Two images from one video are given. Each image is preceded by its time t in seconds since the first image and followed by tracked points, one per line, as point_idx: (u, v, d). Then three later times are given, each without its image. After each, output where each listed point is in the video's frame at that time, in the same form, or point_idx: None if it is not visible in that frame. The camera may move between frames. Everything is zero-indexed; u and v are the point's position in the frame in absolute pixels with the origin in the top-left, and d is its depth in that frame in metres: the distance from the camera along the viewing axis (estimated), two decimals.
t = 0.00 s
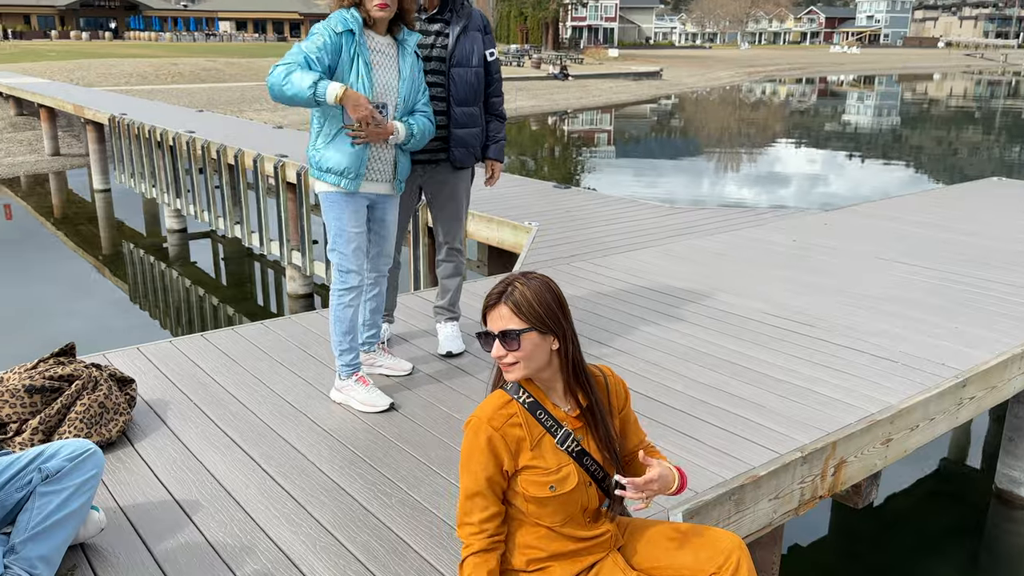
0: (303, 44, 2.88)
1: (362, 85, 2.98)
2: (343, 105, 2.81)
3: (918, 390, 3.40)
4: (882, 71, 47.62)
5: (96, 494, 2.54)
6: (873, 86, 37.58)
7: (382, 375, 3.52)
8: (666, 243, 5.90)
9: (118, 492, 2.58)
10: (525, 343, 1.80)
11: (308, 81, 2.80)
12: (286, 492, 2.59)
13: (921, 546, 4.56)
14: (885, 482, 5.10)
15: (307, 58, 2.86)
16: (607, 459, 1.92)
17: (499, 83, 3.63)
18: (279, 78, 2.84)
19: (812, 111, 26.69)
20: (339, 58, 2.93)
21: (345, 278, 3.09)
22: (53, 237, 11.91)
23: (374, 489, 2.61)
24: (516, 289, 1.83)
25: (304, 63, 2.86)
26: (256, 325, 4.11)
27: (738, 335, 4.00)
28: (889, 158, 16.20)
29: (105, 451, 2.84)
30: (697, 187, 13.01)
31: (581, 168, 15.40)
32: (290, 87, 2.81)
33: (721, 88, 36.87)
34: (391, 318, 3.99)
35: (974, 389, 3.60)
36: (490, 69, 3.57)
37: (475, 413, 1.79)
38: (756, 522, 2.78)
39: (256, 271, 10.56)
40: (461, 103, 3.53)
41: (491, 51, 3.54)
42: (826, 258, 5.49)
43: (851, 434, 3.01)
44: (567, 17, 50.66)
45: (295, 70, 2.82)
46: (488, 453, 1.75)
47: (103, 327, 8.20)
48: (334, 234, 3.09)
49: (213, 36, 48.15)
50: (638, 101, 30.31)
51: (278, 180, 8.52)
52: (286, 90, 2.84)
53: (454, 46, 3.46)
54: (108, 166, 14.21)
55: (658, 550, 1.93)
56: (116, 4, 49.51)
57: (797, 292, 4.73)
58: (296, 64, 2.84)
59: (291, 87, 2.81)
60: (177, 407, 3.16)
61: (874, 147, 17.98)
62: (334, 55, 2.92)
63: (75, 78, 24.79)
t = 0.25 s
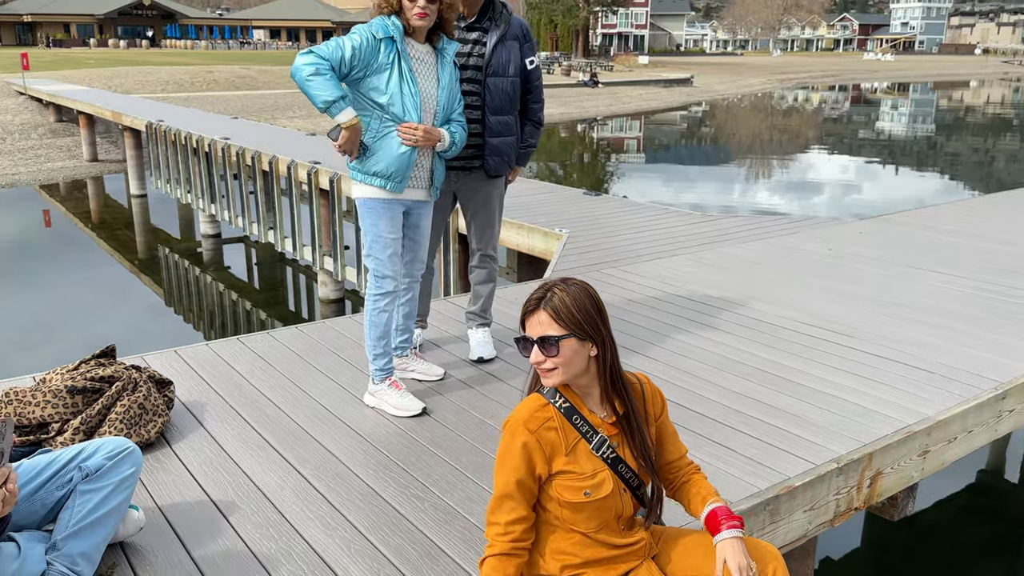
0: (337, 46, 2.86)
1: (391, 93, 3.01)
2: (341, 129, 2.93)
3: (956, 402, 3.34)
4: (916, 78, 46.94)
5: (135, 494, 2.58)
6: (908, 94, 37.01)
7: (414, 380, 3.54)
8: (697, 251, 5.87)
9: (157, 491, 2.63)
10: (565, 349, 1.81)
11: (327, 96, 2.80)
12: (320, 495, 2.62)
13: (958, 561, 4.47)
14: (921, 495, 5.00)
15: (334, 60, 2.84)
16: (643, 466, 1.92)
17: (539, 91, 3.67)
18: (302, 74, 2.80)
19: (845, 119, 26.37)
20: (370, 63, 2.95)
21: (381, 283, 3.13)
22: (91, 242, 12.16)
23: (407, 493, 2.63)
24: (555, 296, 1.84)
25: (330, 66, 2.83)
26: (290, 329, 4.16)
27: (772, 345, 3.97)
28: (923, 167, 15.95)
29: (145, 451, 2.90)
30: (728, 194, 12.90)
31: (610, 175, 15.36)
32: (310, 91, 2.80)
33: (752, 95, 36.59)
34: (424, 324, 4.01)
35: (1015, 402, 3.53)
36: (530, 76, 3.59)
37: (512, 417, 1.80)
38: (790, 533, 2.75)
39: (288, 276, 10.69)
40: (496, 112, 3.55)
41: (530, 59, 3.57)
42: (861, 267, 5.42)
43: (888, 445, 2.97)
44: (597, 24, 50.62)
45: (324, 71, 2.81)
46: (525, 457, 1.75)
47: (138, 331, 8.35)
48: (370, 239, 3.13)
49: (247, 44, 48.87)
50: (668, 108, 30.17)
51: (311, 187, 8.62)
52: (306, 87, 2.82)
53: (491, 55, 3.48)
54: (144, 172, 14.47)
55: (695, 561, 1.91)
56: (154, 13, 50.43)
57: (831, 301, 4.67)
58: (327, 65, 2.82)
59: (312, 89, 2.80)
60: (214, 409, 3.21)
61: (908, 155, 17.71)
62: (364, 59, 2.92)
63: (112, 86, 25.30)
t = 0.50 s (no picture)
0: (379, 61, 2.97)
1: (433, 103, 3.07)
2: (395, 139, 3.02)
3: (1004, 418, 3.27)
4: (960, 87, 46.01)
5: (184, 495, 2.64)
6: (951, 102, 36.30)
7: (453, 387, 3.58)
8: (736, 260, 5.83)
9: (205, 493, 2.69)
10: (615, 360, 1.82)
11: (374, 107, 2.92)
12: (363, 499, 2.66)
13: None
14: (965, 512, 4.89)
15: (375, 76, 2.95)
16: (689, 480, 1.93)
17: (594, 93, 3.74)
18: (347, 92, 2.93)
19: (886, 127, 25.95)
20: (411, 75, 3.03)
21: (424, 291, 3.17)
22: (136, 246, 12.44)
23: (448, 499, 2.66)
24: (606, 307, 1.85)
25: (372, 81, 2.95)
26: (330, 334, 4.22)
27: (813, 357, 3.93)
28: (967, 176, 15.63)
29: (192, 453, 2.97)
30: (765, 203, 12.77)
31: (646, 184, 15.30)
32: (356, 107, 2.94)
33: (790, 103, 36.19)
34: (462, 331, 4.05)
35: None
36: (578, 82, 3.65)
37: (563, 424, 1.81)
38: (833, 548, 2.73)
39: (326, 281, 10.83)
40: (539, 123, 3.57)
41: (579, 66, 3.61)
42: (903, 278, 5.34)
43: (933, 460, 2.92)
44: (633, 33, 50.52)
45: (367, 88, 2.93)
46: (575, 466, 1.76)
47: (181, 334, 8.52)
48: (414, 247, 3.17)
49: (287, 53, 49.69)
50: (704, 116, 29.97)
51: (351, 194, 8.74)
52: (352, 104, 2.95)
53: (533, 67, 3.50)
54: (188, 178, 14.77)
55: None
56: (197, 22, 51.51)
57: (873, 312, 4.61)
58: (371, 81, 2.94)
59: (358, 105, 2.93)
60: (259, 413, 3.28)
61: (952, 164, 17.37)
62: (405, 72, 3.01)
63: (157, 94, 25.88)
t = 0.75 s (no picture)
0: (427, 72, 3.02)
1: (480, 112, 3.10)
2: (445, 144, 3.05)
3: None
4: (1010, 94, 44.87)
5: (234, 495, 2.70)
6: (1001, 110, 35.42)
7: (494, 394, 3.60)
8: (779, 270, 5.77)
9: (254, 494, 2.75)
10: (666, 374, 1.83)
11: (422, 115, 2.97)
12: (407, 503, 2.69)
13: None
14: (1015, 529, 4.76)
15: (422, 86, 3.01)
16: (739, 495, 1.93)
17: (639, 97, 3.66)
18: (396, 102, 3.00)
19: (932, 136, 25.43)
20: (458, 85, 3.07)
21: (468, 298, 3.21)
22: (182, 249, 12.72)
23: (491, 506, 2.68)
24: (658, 320, 1.85)
25: (420, 91, 3.01)
26: (374, 339, 4.28)
27: (860, 369, 3.87)
28: (1017, 186, 15.24)
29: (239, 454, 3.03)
30: (809, 212, 12.57)
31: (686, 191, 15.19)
32: (405, 116, 2.99)
33: (833, 111, 35.64)
34: (504, 338, 4.08)
35: None
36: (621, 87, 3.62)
37: (614, 434, 1.82)
38: (881, 564, 2.68)
39: (366, 286, 10.95)
40: (586, 130, 3.57)
41: (622, 71, 3.60)
42: (952, 290, 5.23)
43: (985, 477, 2.85)
44: (674, 40, 50.25)
45: (414, 99, 2.98)
46: (628, 478, 1.77)
47: (224, 337, 8.68)
48: (460, 255, 3.21)
49: (330, 60, 50.39)
50: (745, 123, 29.67)
51: (393, 200, 8.84)
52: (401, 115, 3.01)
53: (577, 74, 3.50)
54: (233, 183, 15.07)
55: None
56: (243, 30, 52.49)
57: (921, 325, 4.52)
58: (418, 92, 3.00)
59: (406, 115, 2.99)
60: (306, 416, 3.34)
61: (1001, 174, 16.95)
62: (452, 82, 3.05)
63: (204, 101, 26.43)
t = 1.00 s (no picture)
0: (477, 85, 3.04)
1: (528, 120, 3.11)
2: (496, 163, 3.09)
3: None
4: None
5: (280, 493, 2.75)
6: None
7: (536, 399, 3.61)
8: (825, 279, 5.68)
9: (299, 493, 2.79)
10: (715, 383, 1.81)
11: (474, 135, 3.02)
12: (450, 505, 2.71)
13: None
14: None
15: (474, 102, 3.03)
16: (789, 508, 1.90)
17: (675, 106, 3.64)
18: (449, 120, 3.03)
19: (983, 143, 24.79)
20: (507, 94, 3.08)
21: (512, 302, 3.21)
22: (227, 252, 12.98)
23: (533, 511, 2.67)
24: (708, 328, 1.84)
25: (472, 107, 3.03)
26: (417, 342, 4.32)
27: (909, 380, 3.79)
28: None
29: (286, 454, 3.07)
30: (854, 220, 12.36)
31: (727, 197, 15.04)
32: (458, 135, 3.03)
33: (880, 117, 34.97)
34: (546, 343, 4.08)
35: None
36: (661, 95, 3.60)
37: (660, 445, 1.81)
38: None
39: (406, 289, 11.05)
40: (625, 132, 3.56)
41: (662, 78, 3.57)
42: (1005, 301, 5.09)
43: None
44: (716, 45, 49.80)
45: (466, 116, 3.01)
46: (673, 489, 1.76)
47: (267, 339, 8.82)
48: (504, 260, 3.22)
49: (372, 66, 50.94)
50: (789, 130, 29.26)
51: (434, 205, 8.91)
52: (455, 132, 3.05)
53: (618, 77, 3.50)
54: (277, 186, 15.33)
55: None
56: (288, 36, 53.38)
57: (974, 336, 4.41)
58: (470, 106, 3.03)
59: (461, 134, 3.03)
60: (349, 416, 3.38)
61: None
62: (502, 91, 3.06)
63: (249, 106, 26.92)
